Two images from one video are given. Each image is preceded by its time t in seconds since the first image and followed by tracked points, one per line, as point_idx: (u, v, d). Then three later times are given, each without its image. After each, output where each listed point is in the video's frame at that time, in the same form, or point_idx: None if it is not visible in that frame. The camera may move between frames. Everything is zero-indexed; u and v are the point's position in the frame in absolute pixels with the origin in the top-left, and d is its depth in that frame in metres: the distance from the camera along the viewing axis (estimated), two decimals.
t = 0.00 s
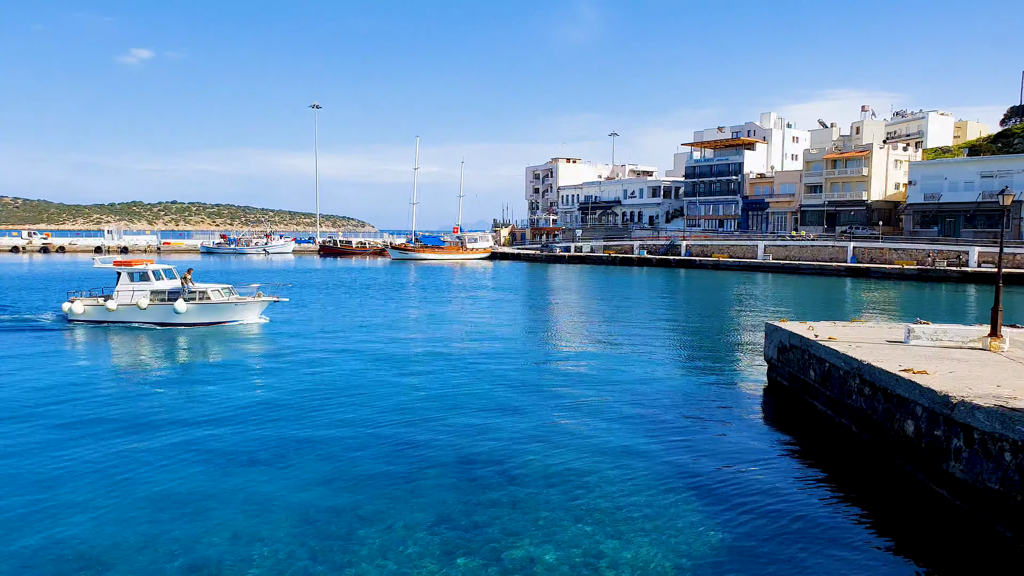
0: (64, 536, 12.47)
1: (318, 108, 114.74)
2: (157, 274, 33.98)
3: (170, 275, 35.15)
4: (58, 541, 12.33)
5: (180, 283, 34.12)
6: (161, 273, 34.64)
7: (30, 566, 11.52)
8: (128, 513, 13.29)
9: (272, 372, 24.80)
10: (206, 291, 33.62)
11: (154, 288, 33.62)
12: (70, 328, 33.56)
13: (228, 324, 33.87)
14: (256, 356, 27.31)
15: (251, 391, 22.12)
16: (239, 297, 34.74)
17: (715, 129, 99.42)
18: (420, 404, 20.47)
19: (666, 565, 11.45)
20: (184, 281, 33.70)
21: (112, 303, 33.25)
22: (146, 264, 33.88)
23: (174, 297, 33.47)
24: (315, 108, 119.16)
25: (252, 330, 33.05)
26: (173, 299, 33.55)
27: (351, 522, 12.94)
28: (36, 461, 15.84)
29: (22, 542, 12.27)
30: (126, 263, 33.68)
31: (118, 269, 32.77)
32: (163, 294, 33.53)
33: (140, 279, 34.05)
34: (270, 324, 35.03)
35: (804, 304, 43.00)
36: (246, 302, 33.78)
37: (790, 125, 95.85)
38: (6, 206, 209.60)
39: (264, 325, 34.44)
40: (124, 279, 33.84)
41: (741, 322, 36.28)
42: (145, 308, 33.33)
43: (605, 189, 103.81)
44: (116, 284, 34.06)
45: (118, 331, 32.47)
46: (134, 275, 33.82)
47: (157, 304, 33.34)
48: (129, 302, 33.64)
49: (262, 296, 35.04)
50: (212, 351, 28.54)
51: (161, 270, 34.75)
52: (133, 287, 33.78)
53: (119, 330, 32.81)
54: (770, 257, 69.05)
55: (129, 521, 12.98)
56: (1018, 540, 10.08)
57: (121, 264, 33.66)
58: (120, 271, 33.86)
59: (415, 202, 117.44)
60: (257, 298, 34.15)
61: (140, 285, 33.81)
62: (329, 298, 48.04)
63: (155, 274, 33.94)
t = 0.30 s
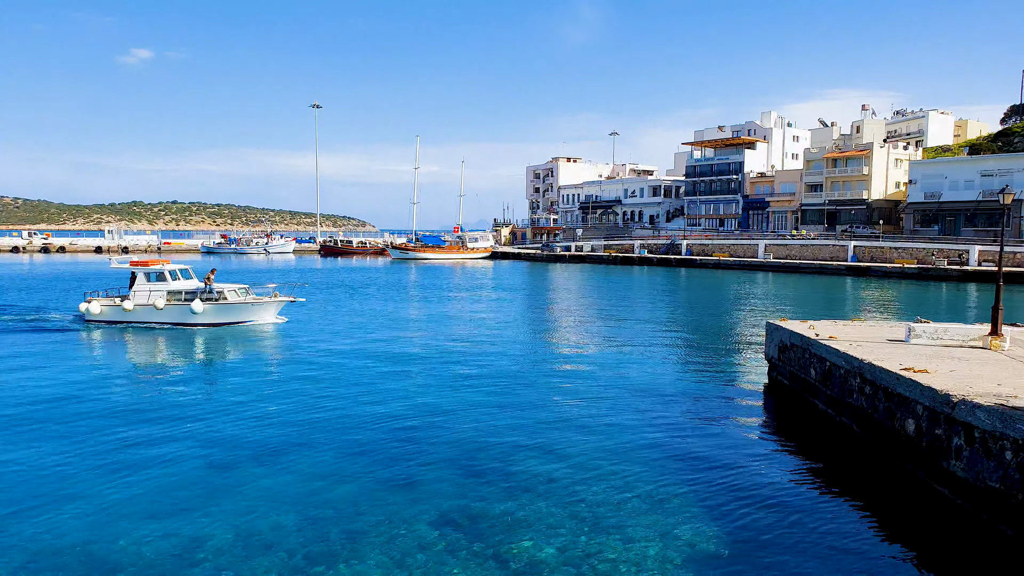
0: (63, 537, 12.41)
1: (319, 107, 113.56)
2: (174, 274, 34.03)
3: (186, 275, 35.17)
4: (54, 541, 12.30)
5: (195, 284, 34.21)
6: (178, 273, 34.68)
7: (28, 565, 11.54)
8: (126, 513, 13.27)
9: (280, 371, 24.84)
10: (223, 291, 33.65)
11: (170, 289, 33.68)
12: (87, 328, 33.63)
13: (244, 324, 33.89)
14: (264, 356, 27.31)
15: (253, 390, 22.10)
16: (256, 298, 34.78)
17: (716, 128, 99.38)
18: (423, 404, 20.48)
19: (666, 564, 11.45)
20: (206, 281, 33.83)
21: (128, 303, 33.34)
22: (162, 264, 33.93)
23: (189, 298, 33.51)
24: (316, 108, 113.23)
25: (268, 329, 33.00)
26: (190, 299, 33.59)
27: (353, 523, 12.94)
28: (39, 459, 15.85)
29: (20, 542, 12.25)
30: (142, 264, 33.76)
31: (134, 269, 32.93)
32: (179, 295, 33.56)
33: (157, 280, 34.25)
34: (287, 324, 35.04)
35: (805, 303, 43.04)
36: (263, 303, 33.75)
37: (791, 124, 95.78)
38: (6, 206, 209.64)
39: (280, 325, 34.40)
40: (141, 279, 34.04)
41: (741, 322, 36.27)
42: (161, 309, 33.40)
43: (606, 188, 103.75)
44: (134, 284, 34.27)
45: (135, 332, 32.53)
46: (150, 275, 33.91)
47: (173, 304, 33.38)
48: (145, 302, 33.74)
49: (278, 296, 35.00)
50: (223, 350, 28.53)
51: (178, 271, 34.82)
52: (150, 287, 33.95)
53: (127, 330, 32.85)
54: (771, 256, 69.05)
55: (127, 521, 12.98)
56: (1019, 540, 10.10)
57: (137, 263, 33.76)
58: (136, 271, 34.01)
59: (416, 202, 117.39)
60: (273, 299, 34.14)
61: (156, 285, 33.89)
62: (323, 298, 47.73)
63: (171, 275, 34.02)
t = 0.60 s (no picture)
0: (66, 540, 12.45)
1: (319, 107, 113.03)
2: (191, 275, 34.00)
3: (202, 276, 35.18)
4: (57, 543, 12.34)
5: (212, 285, 34.21)
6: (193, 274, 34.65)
7: (30, 569, 11.55)
8: (128, 516, 13.29)
9: (287, 372, 24.96)
10: (240, 292, 33.70)
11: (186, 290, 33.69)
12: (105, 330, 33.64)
13: (261, 325, 33.90)
14: (271, 356, 27.43)
15: (258, 391, 22.17)
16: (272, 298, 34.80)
17: (716, 127, 99.44)
18: (426, 404, 20.55)
19: (669, 562, 11.49)
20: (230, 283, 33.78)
21: (146, 305, 33.33)
22: (178, 266, 33.80)
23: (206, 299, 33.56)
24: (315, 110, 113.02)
25: (285, 331, 33.09)
26: (207, 300, 33.67)
27: (356, 523, 12.97)
28: (42, 461, 15.91)
29: (21, 546, 12.28)
30: (158, 266, 33.62)
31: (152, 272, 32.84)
32: (196, 296, 33.59)
33: (173, 281, 34.06)
34: (303, 325, 34.96)
35: (805, 302, 43.13)
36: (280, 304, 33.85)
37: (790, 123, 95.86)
38: (6, 207, 209.66)
39: (298, 327, 34.38)
40: (157, 281, 33.90)
41: (741, 321, 36.33)
42: (178, 310, 33.45)
43: (606, 188, 103.78)
44: (150, 286, 34.15)
45: (152, 333, 32.56)
46: (167, 277, 33.78)
47: (190, 305, 33.45)
48: (162, 303, 33.75)
49: (294, 296, 35.04)
50: (240, 351, 28.68)
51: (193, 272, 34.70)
52: (166, 289, 33.87)
53: (134, 331, 32.96)
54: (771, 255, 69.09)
55: (129, 524, 13.00)
56: (1020, 537, 10.16)
57: (153, 266, 33.60)
58: (153, 272, 33.88)
59: (416, 202, 117.26)
60: (290, 300, 34.13)
61: (173, 286, 33.83)
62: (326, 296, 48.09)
63: (188, 276, 33.93)
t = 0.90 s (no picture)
0: (65, 541, 12.43)
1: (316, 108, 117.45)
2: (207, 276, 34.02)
3: (218, 277, 35.20)
4: (56, 544, 12.30)
5: (228, 286, 34.18)
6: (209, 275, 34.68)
7: (27, 570, 11.49)
8: (128, 517, 13.25)
9: (295, 372, 24.97)
10: (257, 293, 33.69)
11: (202, 292, 33.65)
12: (120, 331, 33.50)
13: (278, 326, 33.80)
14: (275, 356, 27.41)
15: (262, 391, 22.17)
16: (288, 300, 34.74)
17: (715, 127, 99.41)
18: (426, 404, 20.54)
19: (669, 563, 11.47)
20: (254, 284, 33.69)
21: (162, 306, 33.23)
22: (195, 267, 33.69)
23: (222, 300, 33.53)
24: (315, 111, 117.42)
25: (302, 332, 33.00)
26: (223, 301, 33.62)
27: (355, 524, 12.93)
28: (41, 461, 15.87)
29: (19, 547, 12.23)
30: (175, 267, 33.48)
31: (168, 272, 32.81)
32: (212, 298, 33.54)
33: (188, 282, 33.95)
34: (320, 326, 35.03)
35: (805, 301, 43.11)
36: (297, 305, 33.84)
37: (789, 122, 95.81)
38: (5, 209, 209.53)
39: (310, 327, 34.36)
40: (174, 282, 33.82)
41: (741, 320, 36.26)
42: (194, 311, 33.38)
43: (605, 188, 103.74)
44: (166, 287, 34.05)
45: (168, 334, 32.45)
46: (183, 278, 33.69)
47: (206, 306, 33.37)
48: (178, 305, 33.68)
49: (310, 297, 35.04)
50: (256, 351, 28.72)
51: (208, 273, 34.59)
52: (182, 290, 33.80)
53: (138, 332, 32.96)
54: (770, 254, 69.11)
55: (128, 525, 12.95)
56: (1022, 536, 10.13)
57: (170, 266, 33.47)
58: (169, 273, 33.78)
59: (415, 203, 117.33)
60: (306, 301, 34.06)
61: (189, 287, 33.75)
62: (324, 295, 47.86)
63: (203, 277, 33.89)
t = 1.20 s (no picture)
0: (66, 543, 12.42)
1: (320, 108, 114.93)
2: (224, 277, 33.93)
3: (235, 279, 35.20)
4: (57, 547, 12.30)
5: (245, 288, 34.08)
6: (226, 278, 34.78)
7: (31, 571, 11.53)
8: (129, 520, 13.25)
9: (301, 373, 25.02)
10: (275, 295, 33.49)
11: (219, 293, 33.52)
12: (138, 332, 33.52)
13: (295, 328, 33.72)
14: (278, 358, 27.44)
15: (264, 393, 22.20)
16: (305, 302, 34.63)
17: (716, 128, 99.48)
18: (429, 405, 20.57)
19: (670, 564, 11.48)
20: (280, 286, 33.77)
21: (179, 307, 33.17)
22: (212, 268, 33.80)
23: (239, 302, 33.35)
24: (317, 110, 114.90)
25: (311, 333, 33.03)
26: (241, 303, 33.42)
27: (356, 525, 12.96)
28: (43, 463, 15.88)
29: (20, 549, 12.21)
30: (193, 268, 33.57)
31: (186, 273, 32.77)
32: (229, 299, 33.36)
33: (206, 284, 34.01)
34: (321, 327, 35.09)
35: (806, 302, 43.15)
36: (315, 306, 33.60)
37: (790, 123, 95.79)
38: (5, 211, 209.37)
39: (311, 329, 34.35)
40: (191, 283, 33.83)
41: (743, 322, 36.25)
42: (212, 313, 33.24)
43: (606, 189, 103.75)
44: (183, 289, 34.08)
45: (185, 336, 32.35)
46: (201, 279, 33.76)
47: (223, 308, 33.19)
48: (196, 306, 33.58)
49: (327, 300, 34.85)
50: (274, 352, 28.89)
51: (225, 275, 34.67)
52: (200, 291, 33.79)
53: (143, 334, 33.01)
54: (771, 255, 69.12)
55: (127, 528, 12.94)
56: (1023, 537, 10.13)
57: (188, 268, 33.64)
58: (187, 275, 33.84)
59: (416, 204, 117.39)
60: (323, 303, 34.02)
61: (207, 289, 33.76)
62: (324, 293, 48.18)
63: (221, 278, 33.97)
